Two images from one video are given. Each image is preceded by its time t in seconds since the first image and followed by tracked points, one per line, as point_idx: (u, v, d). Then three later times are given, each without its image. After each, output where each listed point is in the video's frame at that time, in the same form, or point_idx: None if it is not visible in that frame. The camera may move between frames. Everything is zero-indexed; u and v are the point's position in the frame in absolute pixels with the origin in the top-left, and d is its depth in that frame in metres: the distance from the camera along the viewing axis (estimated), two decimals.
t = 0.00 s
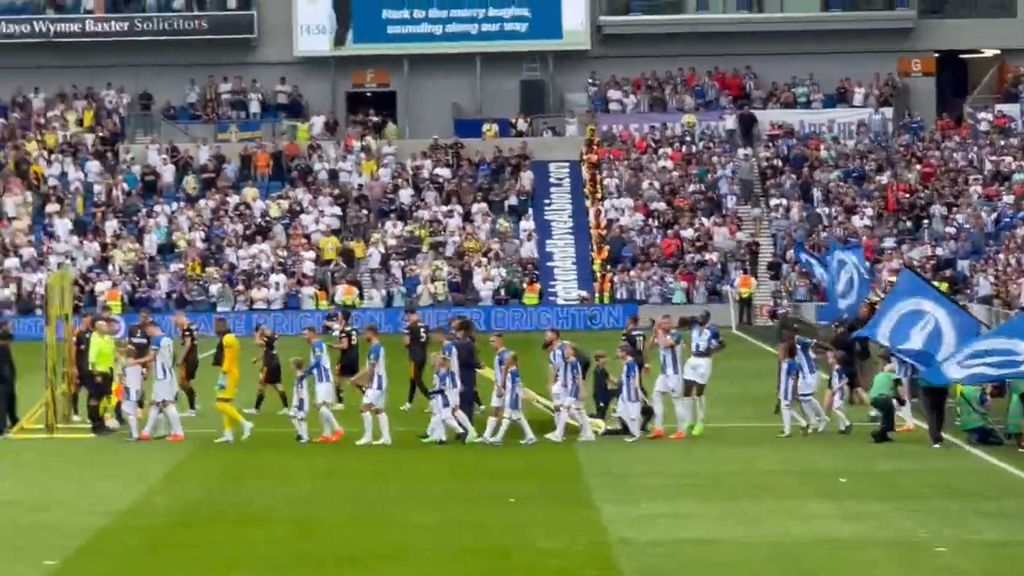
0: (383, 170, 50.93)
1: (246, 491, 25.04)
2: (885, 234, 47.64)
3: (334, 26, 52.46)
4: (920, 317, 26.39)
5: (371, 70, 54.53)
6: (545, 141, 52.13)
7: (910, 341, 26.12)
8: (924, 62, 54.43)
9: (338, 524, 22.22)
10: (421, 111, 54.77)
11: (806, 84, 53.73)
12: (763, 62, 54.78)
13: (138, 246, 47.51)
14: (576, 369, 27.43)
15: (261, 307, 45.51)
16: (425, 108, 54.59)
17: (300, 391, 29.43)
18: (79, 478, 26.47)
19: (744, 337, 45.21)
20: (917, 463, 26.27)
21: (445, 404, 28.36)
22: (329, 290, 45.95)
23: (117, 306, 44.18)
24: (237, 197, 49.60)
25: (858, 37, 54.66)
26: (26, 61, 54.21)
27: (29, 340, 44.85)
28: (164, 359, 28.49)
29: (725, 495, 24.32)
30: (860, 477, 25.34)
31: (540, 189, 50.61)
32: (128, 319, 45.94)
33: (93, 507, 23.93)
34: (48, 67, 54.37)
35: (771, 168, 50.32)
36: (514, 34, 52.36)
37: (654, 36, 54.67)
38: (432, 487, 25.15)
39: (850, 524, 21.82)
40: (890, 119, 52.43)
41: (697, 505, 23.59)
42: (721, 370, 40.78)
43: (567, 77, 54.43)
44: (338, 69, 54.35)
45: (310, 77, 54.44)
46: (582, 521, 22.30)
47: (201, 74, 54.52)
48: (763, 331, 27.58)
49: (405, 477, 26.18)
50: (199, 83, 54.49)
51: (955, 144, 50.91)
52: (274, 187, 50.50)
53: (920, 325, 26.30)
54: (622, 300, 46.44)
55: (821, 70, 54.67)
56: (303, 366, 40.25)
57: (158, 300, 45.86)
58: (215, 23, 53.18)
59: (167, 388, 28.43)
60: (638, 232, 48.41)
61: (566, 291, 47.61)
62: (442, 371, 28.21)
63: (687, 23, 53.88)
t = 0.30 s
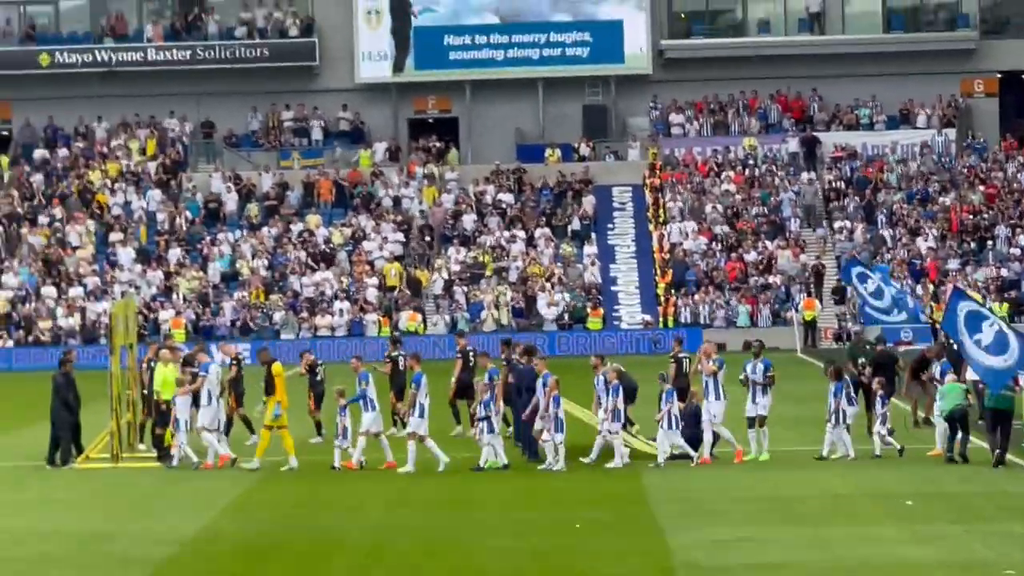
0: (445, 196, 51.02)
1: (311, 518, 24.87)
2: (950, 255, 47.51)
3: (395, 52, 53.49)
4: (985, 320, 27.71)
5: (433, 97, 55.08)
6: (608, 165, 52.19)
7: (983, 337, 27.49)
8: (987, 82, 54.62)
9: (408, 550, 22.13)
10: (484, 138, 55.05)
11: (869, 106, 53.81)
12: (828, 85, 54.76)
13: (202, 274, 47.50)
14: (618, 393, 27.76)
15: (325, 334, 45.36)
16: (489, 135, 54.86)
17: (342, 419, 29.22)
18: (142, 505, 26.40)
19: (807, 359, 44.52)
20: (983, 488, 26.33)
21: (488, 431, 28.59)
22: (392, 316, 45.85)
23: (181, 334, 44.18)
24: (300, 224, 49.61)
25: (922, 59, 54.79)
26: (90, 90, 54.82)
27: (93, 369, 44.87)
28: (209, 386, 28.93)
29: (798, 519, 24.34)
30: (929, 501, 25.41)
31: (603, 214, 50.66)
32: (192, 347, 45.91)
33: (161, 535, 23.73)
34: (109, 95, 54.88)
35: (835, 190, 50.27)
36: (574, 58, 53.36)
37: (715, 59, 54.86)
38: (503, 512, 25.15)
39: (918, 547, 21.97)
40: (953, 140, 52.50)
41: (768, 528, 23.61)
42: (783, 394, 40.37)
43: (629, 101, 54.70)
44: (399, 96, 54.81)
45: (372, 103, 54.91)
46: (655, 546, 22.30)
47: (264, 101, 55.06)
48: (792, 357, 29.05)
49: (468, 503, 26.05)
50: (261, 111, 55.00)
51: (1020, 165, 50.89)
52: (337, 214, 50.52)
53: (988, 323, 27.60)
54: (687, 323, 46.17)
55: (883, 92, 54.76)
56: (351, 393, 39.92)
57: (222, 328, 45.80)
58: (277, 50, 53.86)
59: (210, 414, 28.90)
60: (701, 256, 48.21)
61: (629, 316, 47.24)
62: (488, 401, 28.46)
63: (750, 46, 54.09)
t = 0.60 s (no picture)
0: (467, 203, 50.98)
1: (334, 525, 24.74)
2: (972, 258, 47.48)
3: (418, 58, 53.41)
4: None
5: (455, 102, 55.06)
6: (630, 171, 52.22)
7: None
8: (1010, 86, 54.44)
9: (432, 556, 22.04)
10: (506, 144, 55.06)
11: (891, 111, 53.77)
12: (852, 89, 54.83)
13: (225, 281, 47.40)
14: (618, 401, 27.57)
15: (348, 341, 45.26)
16: (511, 141, 54.91)
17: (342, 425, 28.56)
18: (164, 511, 26.30)
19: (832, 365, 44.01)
20: (1008, 494, 26.24)
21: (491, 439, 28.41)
22: (416, 322, 45.72)
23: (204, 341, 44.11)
24: (323, 232, 49.59)
25: (945, 63, 54.82)
26: (112, 98, 54.92)
27: (116, 376, 44.83)
28: (217, 394, 28.53)
29: (824, 523, 24.23)
30: (956, 505, 25.37)
31: (625, 220, 50.73)
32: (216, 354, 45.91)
33: (183, 542, 23.60)
34: (131, 103, 54.96)
35: (858, 195, 50.28)
36: (597, 64, 53.36)
37: (736, 65, 54.94)
38: (528, 517, 25.08)
39: (944, 550, 21.91)
40: (976, 144, 52.49)
41: (793, 532, 23.55)
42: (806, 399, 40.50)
43: (651, 106, 54.75)
44: (422, 102, 54.80)
45: (393, 109, 54.98)
46: (681, 551, 22.22)
47: (285, 108, 55.13)
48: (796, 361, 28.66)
49: (490, 509, 25.92)
50: (283, 118, 55.06)
51: None
52: (359, 222, 50.51)
53: None
54: (710, 329, 46.15)
55: (905, 97, 54.80)
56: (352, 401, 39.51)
57: (245, 334, 45.76)
58: (298, 57, 53.79)
59: (217, 423, 28.50)
60: (724, 261, 48.08)
61: (653, 320, 47.28)
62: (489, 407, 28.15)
63: (771, 52, 54.06)
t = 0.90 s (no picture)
0: (468, 189, 51.05)
1: (335, 512, 24.78)
2: (972, 245, 47.58)
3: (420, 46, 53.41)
4: None
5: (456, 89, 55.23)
6: (630, 157, 52.33)
7: None
8: (1011, 73, 54.56)
9: (433, 542, 22.11)
10: (508, 130, 55.18)
11: (892, 97, 53.82)
12: (854, 75, 54.94)
13: (226, 267, 47.44)
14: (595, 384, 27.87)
15: (349, 326, 45.31)
16: (512, 127, 55.07)
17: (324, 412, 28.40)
18: (166, 497, 26.34)
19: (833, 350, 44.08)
20: (1007, 480, 26.34)
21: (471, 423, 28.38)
22: (417, 309, 45.76)
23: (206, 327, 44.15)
24: (324, 218, 49.70)
25: (948, 49, 54.86)
26: (113, 84, 54.99)
27: (119, 362, 44.88)
28: (201, 380, 28.28)
29: (823, 509, 24.30)
30: (955, 491, 25.47)
31: (627, 205, 50.85)
32: (217, 339, 45.99)
33: (186, 529, 23.63)
34: (132, 89, 55.04)
35: (859, 181, 50.37)
36: (598, 50, 53.41)
37: (737, 51, 55.03)
38: (529, 504, 25.14)
39: (943, 537, 21.98)
40: (976, 130, 52.57)
41: (793, 518, 23.63)
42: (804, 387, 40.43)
43: (652, 92, 54.90)
44: (424, 88, 54.91)
45: (394, 95, 55.11)
46: (680, 537, 22.30)
47: (286, 94, 55.19)
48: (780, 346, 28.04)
49: (489, 495, 25.98)
50: (284, 104, 55.11)
51: None
52: (360, 207, 50.67)
53: None
54: (711, 315, 46.15)
55: (906, 83, 54.92)
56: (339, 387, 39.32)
57: (246, 321, 45.78)
58: (300, 43, 53.80)
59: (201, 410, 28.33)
60: (725, 247, 48.14)
61: (654, 307, 47.35)
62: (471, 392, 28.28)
63: (773, 38, 54.07)
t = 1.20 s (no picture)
0: (460, 172, 51.08)
1: (326, 494, 24.67)
2: (963, 230, 47.63)
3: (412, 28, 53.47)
4: None
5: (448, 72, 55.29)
6: (622, 141, 52.44)
7: None
8: (1003, 58, 54.66)
9: (425, 526, 21.99)
10: (500, 113, 55.26)
11: (884, 82, 53.85)
12: (846, 60, 54.90)
13: (218, 250, 47.46)
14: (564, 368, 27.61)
15: (341, 310, 45.30)
16: (503, 110, 55.15)
17: (292, 397, 27.50)
18: (159, 478, 26.23)
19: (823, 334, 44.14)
20: (995, 466, 26.38)
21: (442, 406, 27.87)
22: (408, 293, 45.65)
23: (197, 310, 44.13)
24: (315, 201, 49.77)
25: (941, 33, 54.87)
26: (105, 66, 55.01)
27: (111, 345, 44.89)
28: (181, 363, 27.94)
29: (812, 494, 24.29)
30: (945, 476, 25.47)
31: (619, 190, 50.92)
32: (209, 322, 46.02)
33: (178, 511, 23.48)
34: (125, 72, 55.05)
35: (851, 166, 50.43)
36: (590, 34, 53.43)
37: (730, 36, 55.05)
38: (519, 487, 25.08)
39: (933, 522, 21.96)
40: (968, 116, 52.60)
41: (784, 504, 23.60)
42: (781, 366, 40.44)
43: (645, 76, 54.88)
44: (415, 71, 54.97)
45: (386, 79, 55.13)
46: (670, 521, 22.26)
47: (278, 77, 55.22)
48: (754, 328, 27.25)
49: (479, 479, 25.88)
50: (276, 87, 55.12)
51: None
52: (352, 190, 50.79)
53: None
54: (703, 300, 46.14)
55: (898, 68, 54.96)
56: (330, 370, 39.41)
57: (238, 303, 45.78)
58: (292, 27, 53.89)
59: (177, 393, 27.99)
60: (717, 232, 48.18)
61: (645, 291, 47.42)
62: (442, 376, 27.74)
63: (765, 22, 54.09)
